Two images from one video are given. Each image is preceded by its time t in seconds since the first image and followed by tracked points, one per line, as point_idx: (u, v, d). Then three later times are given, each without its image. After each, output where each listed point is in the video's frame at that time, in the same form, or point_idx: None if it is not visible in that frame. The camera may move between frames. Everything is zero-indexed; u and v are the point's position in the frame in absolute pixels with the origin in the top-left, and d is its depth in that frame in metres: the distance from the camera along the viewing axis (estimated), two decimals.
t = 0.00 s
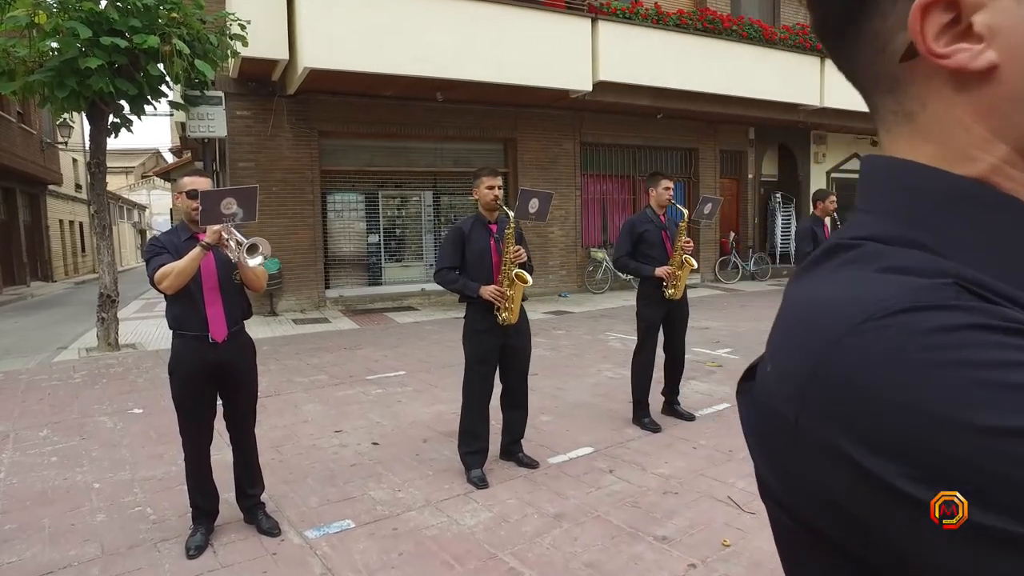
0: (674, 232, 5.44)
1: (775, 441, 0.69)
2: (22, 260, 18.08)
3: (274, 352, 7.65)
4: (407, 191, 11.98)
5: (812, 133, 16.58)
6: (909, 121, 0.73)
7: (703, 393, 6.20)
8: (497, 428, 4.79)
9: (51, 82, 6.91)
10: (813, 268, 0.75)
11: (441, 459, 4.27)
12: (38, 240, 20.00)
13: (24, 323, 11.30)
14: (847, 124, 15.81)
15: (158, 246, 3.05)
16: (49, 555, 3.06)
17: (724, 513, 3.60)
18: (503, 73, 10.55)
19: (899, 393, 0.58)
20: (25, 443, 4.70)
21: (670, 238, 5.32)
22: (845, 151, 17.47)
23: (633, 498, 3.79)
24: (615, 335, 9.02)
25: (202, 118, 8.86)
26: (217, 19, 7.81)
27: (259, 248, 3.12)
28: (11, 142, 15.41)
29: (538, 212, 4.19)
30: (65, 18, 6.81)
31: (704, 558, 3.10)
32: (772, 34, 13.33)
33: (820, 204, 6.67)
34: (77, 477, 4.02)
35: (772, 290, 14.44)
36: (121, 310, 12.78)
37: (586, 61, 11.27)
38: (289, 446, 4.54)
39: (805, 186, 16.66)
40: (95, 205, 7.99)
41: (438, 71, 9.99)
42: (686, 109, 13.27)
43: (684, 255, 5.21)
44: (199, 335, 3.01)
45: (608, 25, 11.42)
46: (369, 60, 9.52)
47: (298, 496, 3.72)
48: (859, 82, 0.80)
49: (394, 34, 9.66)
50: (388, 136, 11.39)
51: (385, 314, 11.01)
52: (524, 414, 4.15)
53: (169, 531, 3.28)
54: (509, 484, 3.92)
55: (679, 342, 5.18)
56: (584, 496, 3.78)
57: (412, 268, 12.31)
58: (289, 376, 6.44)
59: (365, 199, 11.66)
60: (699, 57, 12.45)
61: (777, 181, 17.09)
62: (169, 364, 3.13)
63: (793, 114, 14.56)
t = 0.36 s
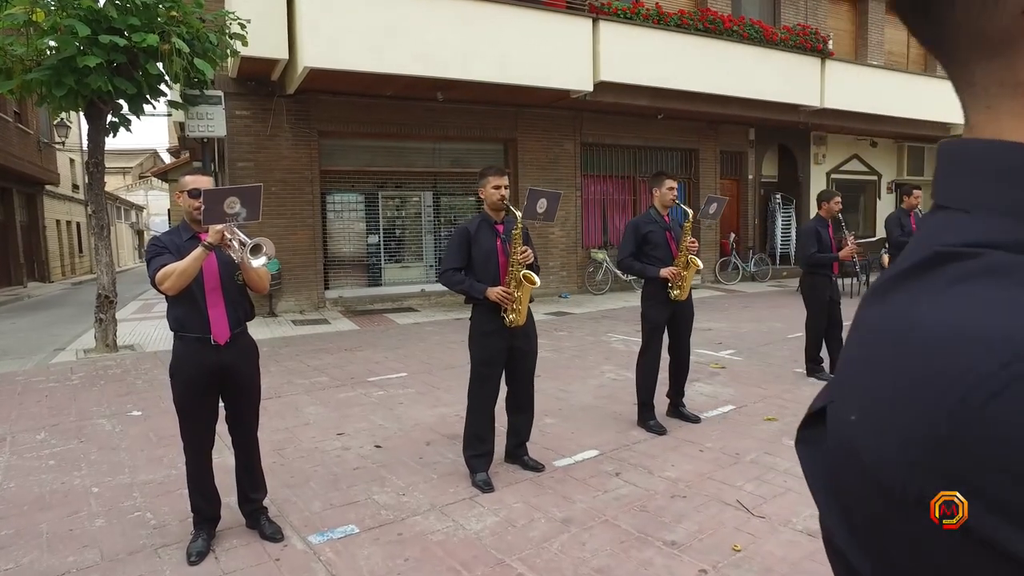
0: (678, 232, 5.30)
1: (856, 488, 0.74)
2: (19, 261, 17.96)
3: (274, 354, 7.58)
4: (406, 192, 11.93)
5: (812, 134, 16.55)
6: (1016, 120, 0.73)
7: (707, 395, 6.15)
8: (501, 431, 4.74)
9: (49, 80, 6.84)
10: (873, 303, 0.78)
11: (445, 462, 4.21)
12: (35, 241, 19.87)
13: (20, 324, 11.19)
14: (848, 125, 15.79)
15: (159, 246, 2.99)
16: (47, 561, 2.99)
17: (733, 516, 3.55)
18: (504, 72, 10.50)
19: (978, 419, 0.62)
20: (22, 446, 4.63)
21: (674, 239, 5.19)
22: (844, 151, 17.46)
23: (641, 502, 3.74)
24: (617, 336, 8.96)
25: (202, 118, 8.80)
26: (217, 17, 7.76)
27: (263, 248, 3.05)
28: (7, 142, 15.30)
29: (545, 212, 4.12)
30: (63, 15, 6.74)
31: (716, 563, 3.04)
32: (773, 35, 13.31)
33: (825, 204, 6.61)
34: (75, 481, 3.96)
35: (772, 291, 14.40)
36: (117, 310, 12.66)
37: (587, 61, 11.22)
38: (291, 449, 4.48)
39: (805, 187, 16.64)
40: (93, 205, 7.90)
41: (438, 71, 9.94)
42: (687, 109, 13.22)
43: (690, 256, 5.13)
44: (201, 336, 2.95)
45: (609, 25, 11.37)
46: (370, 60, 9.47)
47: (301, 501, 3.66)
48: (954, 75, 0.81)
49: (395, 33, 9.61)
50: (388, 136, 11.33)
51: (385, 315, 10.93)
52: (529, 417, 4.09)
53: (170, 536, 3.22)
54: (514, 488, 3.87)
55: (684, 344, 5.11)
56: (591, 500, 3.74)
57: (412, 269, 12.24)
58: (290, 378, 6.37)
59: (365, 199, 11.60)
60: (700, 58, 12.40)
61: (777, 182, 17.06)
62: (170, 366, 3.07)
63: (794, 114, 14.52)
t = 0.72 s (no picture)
0: (682, 232, 5.20)
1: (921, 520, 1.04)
2: (17, 261, 17.88)
3: (274, 355, 7.52)
4: (407, 192, 11.87)
5: (814, 134, 16.49)
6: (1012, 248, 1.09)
7: (712, 397, 6.09)
8: (504, 434, 4.68)
9: (46, 78, 6.79)
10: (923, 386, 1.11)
11: (448, 466, 4.15)
12: (35, 240, 19.80)
13: (18, 325, 11.11)
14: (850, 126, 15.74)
15: (158, 246, 2.93)
16: (41, 567, 2.93)
17: (740, 521, 3.49)
18: (505, 72, 10.43)
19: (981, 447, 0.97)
20: (19, 449, 4.57)
21: (679, 239, 5.09)
22: (846, 152, 17.40)
23: (647, 507, 3.68)
24: (619, 338, 8.90)
25: (202, 117, 8.75)
26: (217, 16, 7.71)
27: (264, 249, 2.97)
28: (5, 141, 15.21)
29: (551, 212, 4.06)
30: (62, 14, 6.69)
31: (724, 570, 2.98)
32: (776, 35, 13.27)
33: (830, 205, 6.54)
34: (72, 484, 3.90)
35: (774, 292, 14.34)
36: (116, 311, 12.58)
37: (589, 61, 11.16)
38: (291, 452, 4.42)
39: (807, 188, 16.58)
40: (92, 205, 7.82)
41: (440, 70, 9.89)
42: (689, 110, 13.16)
43: (694, 255, 5.03)
44: (201, 338, 2.89)
45: (611, 25, 11.33)
46: (372, 59, 9.41)
47: (301, 505, 3.60)
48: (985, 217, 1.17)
49: (397, 33, 9.56)
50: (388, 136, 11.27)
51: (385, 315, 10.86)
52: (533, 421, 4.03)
53: (168, 542, 3.16)
54: (518, 492, 3.81)
55: (689, 346, 5.04)
56: (596, 505, 3.68)
57: (413, 270, 12.17)
58: (290, 380, 6.31)
59: (365, 199, 11.54)
60: (702, 58, 12.34)
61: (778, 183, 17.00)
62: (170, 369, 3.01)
63: (796, 115, 14.46)
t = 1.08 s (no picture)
0: (689, 233, 5.06)
1: None
2: (17, 261, 17.82)
3: (274, 356, 7.44)
4: (408, 192, 11.78)
5: (818, 135, 16.40)
6: None
7: (718, 400, 6.00)
8: (508, 438, 4.60)
9: (44, 77, 6.72)
10: None
11: (451, 471, 4.06)
12: (35, 240, 19.73)
13: (17, 326, 11.05)
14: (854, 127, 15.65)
15: (154, 246, 2.84)
16: None
17: (751, 529, 3.39)
18: (508, 72, 10.35)
19: None
20: (14, 453, 4.49)
21: (686, 241, 4.97)
22: (850, 153, 17.30)
23: (655, 515, 3.59)
24: (623, 340, 8.81)
25: (202, 116, 8.67)
26: (217, 14, 7.62)
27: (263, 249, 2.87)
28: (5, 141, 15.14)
29: (558, 213, 3.97)
30: (60, 12, 6.61)
31: None
32: (780, 34, 13.19)
33: (837, 205, 6.44)
34: (66, 490, 3.83)
35: (778, 294, 14.22)
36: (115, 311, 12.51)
37: (591, 61, 11.07)
38: (291, 457, 4.33)
39: (810, 189, 16.48)
40: (91, 205, 7.76)
41: (443, 70, 9.81)
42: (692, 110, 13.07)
43: (701, 258, 4.87)
44: (197, 341, 2.81)
45: (614, 24, 11.24)
46: (372, 57, 9.32)
47: (300, 512, 3.51)
48: None
49: (400, 32, 9.48)
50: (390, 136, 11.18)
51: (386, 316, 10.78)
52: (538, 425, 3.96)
53: (163, 551, 3.08)
54: (522, 499, 3.72)
55: (696, 349, 4.95)
56: (603, 513, 3.60)
57: (414, 270, 12.08)
58: (290, 382, 6.23)
59: (366, 199, 11.45)
60: (707, 57, 12.25)
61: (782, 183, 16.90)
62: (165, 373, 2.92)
63: (799, 115, 14.37)
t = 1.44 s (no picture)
0: (697, 236, 4.95)
1: None
2: (19, 261, 17.77)
3: (273, 359, 7.34)
4: (411, 193, 11.69)
5: (823, 135, 16.28)
6: None
7: (725, 405, 5.89)
8: (511, 445, 4.50)
9: (41, 75, 6.64)
10: None
11: (453, 479, 3.97)
12: (37, 240, 19.68)
13: (16, 326, 10.98)
14: (860, 128, 15.51)
15: (146, 249, 2.73)
16: None
17: (763, 541, 3.28)
18: (510, 71, 10.23)
19: None
20: (7, 457, 4.40)
21: (694, 243, 4.86)
22: (856, 154, 17.16)
23: (663, 526, 3.49)
24: (628, 342, 8.69)
25: (201, 116, 8.57)
26: (217, 12, 7.53)
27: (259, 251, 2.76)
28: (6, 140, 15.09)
29: (563, 214, 3.87)
30: (57, 9, 6.54)
31: None
32: (785, 34, 13.07)
33: (847, 206, 6.31)
34: (57, 498, 3.73)
35: (782, 296, 14.10)
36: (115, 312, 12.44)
37: (595, 60, 10.95)
38: (289, 463, 4.23)
39: (815, 190, 16.36)
40: (90, 205, 7.68)
41: (445, 70, 9.71)
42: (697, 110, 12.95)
43: (710, 260, 4.73)
44: (191, 347, 2.70)
45: (618, 23, 11.13)
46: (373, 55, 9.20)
47: (297, 522, 3.41)
48: None
49: (402, 31, 9.38)
50: (392, 136, 11.09)
51: (388, 318, 10.67)
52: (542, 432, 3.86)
53: (154, 563, 2.98)
54: (527, 508, 3.62)
55: (703, 353, 4.84)
56: (610, 524, 3.50)
57: (416, 271, 11.97)
58: (290, 385, 6.13)
59: (368, 199, 11.35)
60: (711, 57, 12.13)
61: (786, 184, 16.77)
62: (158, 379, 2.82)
63: (805, 116, 14.24)
